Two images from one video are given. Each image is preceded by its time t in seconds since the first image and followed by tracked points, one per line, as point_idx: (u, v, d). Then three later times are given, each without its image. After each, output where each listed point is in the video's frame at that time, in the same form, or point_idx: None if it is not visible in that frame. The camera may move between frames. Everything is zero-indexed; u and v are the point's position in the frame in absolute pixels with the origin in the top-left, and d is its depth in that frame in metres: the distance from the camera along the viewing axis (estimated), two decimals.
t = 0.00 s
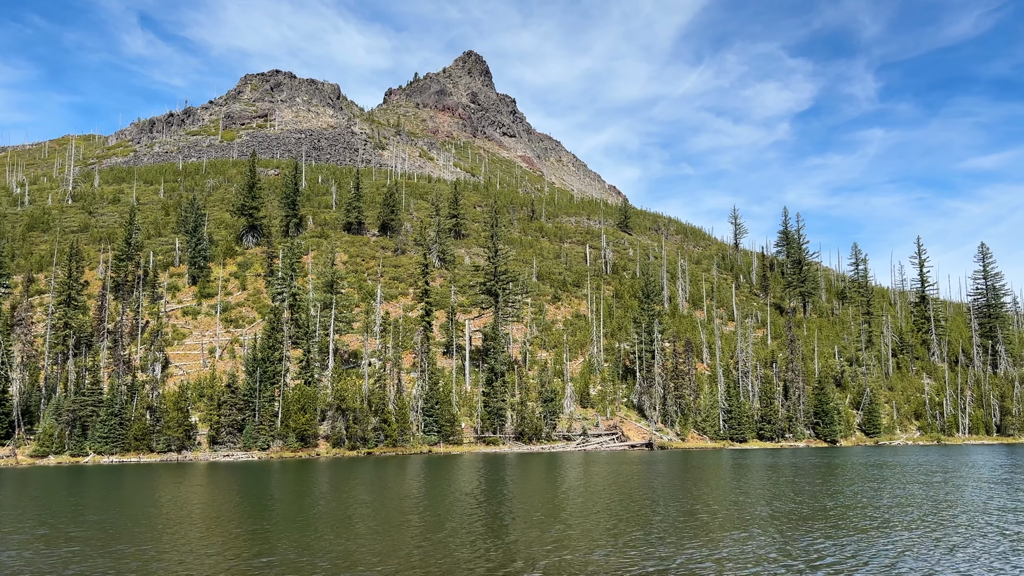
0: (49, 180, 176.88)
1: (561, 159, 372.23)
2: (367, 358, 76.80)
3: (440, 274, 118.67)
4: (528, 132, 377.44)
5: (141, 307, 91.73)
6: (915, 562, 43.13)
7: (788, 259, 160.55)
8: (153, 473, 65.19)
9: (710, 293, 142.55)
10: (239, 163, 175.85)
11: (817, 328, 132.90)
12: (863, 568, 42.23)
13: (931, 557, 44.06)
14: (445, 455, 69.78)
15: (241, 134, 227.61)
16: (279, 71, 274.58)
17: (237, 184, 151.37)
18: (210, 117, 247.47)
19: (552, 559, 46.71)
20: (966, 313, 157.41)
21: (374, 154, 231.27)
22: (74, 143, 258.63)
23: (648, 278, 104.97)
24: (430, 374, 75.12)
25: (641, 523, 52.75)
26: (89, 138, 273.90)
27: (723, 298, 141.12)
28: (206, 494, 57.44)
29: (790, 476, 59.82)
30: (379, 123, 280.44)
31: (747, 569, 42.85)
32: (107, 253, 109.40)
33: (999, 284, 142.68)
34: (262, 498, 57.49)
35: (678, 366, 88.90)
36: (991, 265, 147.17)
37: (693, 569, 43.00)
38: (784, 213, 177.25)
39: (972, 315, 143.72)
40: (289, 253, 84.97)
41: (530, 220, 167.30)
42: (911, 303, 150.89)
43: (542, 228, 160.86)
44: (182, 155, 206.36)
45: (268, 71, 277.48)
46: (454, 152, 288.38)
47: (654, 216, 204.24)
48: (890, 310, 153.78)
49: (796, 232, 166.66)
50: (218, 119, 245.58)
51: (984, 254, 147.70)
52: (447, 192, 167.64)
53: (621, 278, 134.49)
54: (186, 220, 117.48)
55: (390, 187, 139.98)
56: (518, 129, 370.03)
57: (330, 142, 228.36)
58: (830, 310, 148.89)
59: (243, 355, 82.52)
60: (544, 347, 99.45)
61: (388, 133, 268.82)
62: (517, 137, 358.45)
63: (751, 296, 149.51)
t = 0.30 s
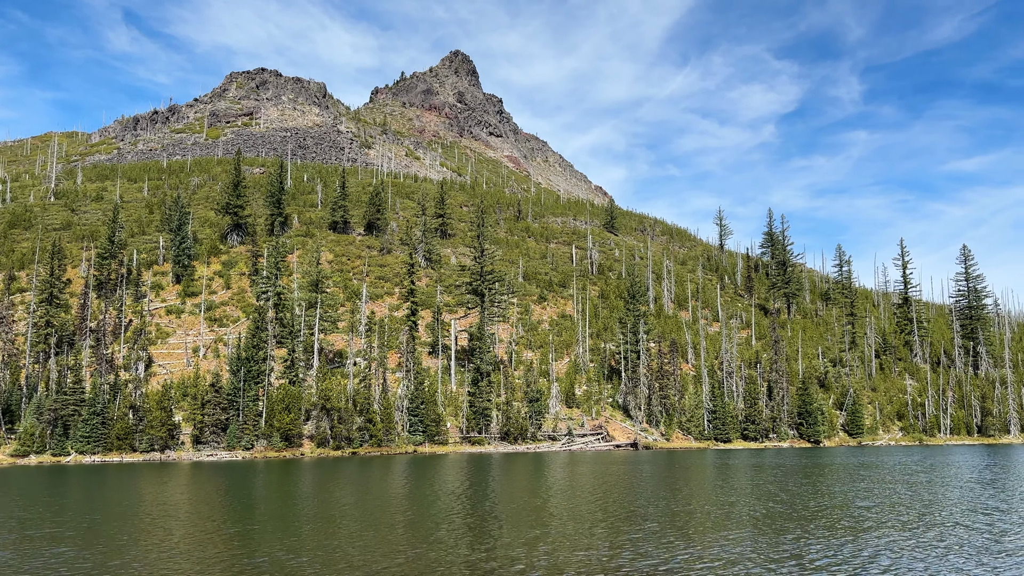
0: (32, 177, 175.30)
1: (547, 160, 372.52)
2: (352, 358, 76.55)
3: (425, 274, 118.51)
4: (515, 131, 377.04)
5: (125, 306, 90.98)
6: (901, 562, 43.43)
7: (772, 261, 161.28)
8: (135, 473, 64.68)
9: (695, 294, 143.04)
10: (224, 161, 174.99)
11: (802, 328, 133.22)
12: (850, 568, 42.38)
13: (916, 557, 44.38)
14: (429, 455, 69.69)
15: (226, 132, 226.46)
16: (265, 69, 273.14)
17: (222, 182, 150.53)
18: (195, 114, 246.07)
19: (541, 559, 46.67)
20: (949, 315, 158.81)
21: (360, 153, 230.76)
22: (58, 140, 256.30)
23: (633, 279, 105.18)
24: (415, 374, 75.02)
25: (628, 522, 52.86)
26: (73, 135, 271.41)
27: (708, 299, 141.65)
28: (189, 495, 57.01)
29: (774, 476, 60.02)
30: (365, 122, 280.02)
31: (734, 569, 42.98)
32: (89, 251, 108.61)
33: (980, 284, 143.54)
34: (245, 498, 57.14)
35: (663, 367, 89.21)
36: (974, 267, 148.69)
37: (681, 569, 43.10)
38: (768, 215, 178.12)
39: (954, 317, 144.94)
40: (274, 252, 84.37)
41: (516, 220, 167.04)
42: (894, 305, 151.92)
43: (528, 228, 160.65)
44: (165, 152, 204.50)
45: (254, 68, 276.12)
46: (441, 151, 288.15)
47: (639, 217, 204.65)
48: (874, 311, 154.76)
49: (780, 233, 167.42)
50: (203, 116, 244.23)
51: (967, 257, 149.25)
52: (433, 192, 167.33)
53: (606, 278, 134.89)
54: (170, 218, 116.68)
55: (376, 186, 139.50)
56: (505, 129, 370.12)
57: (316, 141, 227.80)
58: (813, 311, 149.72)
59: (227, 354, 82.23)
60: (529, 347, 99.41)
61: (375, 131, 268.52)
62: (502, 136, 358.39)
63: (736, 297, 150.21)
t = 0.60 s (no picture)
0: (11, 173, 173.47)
1: (532, 159, 372.22)
2: (334, 356, 76.02)
3: (408, 272, 118.48)
4: (500, 130, 376.51)
5: (105, 303, 90.23)
6: (884, 561, 43.66)
7: (754, 261, 162.03)
8: (114, 471, 64.15)
9: (678, 293, 143.69)
10: (207, 158, 173.84)
11: (783, 328, 133.59)
12: (835, 567, 42.45)
13: (899, 555, 44.64)
14: (412, 453, 69.53)
15: (209, 128, 225.07)
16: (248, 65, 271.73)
17: (203, 179, 149.73)
18: (177, 110, 244.33)
19: (526, 558, 46.55)
20: (928, 314, 160.42)
21: (344, 150, 229.82)
22: (38, 135, 253.63)
23: (616, 278, 105.51)
24: (398, 372, 74.94)
25: (612, 521, 52.89)
26: (54, 131, 268.52)
27: (691, 299, 142.25)
28: (168, 494, 56.46)
29: (756, 474, 60.26)
30: (349, 119, 278.97)
31: (719, 568, 43.00)
32: (69, 248, 107.76)
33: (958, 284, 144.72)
34: (226, 497, 56.66)
35: (646, 365, 89.61)
36: (952, 268, 148.48)
37: (667, 568, 43.08)
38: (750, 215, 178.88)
39: (933, 317, 145.65)
40: (256, 250, 83.86)
41: (500, 218, 166.78)
42: (875, 305, 152.92)
43: (512, 227, 160.33)
44: (146, 149, 204.03)
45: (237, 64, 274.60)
46: (425, 149, 287.68)
47: (622, 217, 205.01)
48: (854, 311, 155.83)
49: (763, 233, 168.31)
50: (185, 113, 242.60)
51: (945, 258, 148.83)
52: (416, 190, 167.12)
53: (590, 277, 135.20)
54: (151, 215, 115.98)
55: (359, 184, 138.94)
56: (489, 128, 369.64)
57: (298, 138, 227.08)
58: (795, 311, 150.37)
59: (208, 352, 81.96)
60: (513, 346, 99.43)
61: (358, 129, 267.58)
62: (487, 135, 358.09)
63: (718, 297, 150.99)
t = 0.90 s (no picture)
0: None
1: (514, 157, 370.82)
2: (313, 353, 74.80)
3: (390, 269, 118.77)
4: (482, 128, 375.76)
5: (83, 299, 89.43)
6: (858, 557, 44.13)
7: (734, 260, 162.89)
8: (91, 469, 63.70)
9: (659, 292, 144.57)
10: (186, 154, 172.59)
11: (762, 327, 134.37)
12: (810, 563, 42.86)
13: (874, 552, 45.11)
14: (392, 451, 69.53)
15: (188, 124, 223.50)
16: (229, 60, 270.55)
17: (183, 174, 148.83)
18: (156, 105, 242.43)
19: (504, 555, 46.64)
20: (905, 314, 162.32)
21: (324, 146, 228.87)
22: (14, 129, 250.05)
23: (598, 276, 105.93)
24: (378, 370, 74.84)
25: (592, 518, 53.10)
26: (31, 125, 264.89)
27: (671, 297, 142.97)
28: (145, 491, 56.09)
29: (735, 472, 60.63)
30: (329, 115, 277.79)
31: (696, 565, 43.27)
32: (45, 243, 106.64)
33: (935, 284, 145.96)
34: (204, 494, 56.37)
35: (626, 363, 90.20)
36: (930, 267, 150.94)
37: (645, 566, 43.29)
38: (731, 214, 179.88)
39: (911, 317, 146.69)
40: (235, 246, 83.37)
41: (482, 216, 166.49)
42: (853, 304, 154.04)
43: (494, 225, 159.91)
44: (125, 143, 202.02)
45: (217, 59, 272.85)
46: (406, 145, 287.03)
47: (604, 215, 205.46)
48: (833, 310, 156.94)
49: (743, 232, 169.35)
50: (165, 108, 240.58)
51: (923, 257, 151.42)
52: (398, 186, 166.98)
53: (571, 275, 135.46)
54: (130, 211, 115.04)
55: (340, 180, 138.52)
56: (470, 124, 366.51)
57: (279, 133, 225.55)
58: (774, 310, 151.09)
59: (187, 349, 81.57)
60: (494, 343, 99.44)
61: (340, 125, 266.53)
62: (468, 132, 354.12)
63: (699, 295, 152.01)
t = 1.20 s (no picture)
0: None
1: (493, 154, 369.69)
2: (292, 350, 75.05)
3: (369, 265, 118.87)
4: (462, 124, 374.56)
5: (57, 295, 88.53)
6: (834, 552, 44.57)
7: (713, 258, 163.58)
8: (65, 467, 63.10)
9: (638, 289, 145.40)
10: (163, 148, 171.04)
11: (741, 325, 135.42)
12: (784, 558, 43.22)
13: (849, 547, 45.56)
14: (372, 448, 69.40)
15: (165, 118, 221.86)
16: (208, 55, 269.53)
17: (161, 169, 147.60)
18: (133, 99, 240.32)
19: (480, 552, 46.68)
20: (881, 312, 164.15)
21: (303, 142, 227.81)
22: None
23: (578, 273, 106.40)
24: (358, 367, 74.91)
25: (571, 514, 53.31)
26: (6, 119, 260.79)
27: (651, 295, 143.77)
28: (121, 489, 55.68)
29: (713, 468, 61.02)
30: (309, 111, 276.89)
31: (674, 560, 43.55)
32: (18, 238, 105.27)
33: (911, 283, 146.89)
34: (181, 492, 56.05)
35: (605, 361, 90.84)
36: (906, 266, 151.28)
37: (624, 562, 43.47)
38: (710, 213, 180.80)
39: (887, 315, 147.52)
40: (213, 241, 82.97)
41: (463, 213, 166.08)
42: (830, 302, 155.26)
43: (474, 222, 159.56)
44: (101, 138, 199.83)
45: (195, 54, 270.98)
46: (386, 142, 286.04)
47: (584, 212, 205.79)
48: (810, 308, 158.16)
49: (722, 231, 170.17)
50: (141, 102, 238.23)
51: (899, 257, 151.68)
52: (378, 182, 166.69)
53: (551, 273, 135.85)
54: (105, 205, 113.91)
55: (319, 175, 138.06)
56: (449, 120, 365.75)
57: (258, 129, 224.33)
58: (752, 308, 151.95)
59: (164, 345, 81.13)
60: (474, 341, 99.48)
61: (318, 121, 265.36)
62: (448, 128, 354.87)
63: (678, 294, 153.00)
